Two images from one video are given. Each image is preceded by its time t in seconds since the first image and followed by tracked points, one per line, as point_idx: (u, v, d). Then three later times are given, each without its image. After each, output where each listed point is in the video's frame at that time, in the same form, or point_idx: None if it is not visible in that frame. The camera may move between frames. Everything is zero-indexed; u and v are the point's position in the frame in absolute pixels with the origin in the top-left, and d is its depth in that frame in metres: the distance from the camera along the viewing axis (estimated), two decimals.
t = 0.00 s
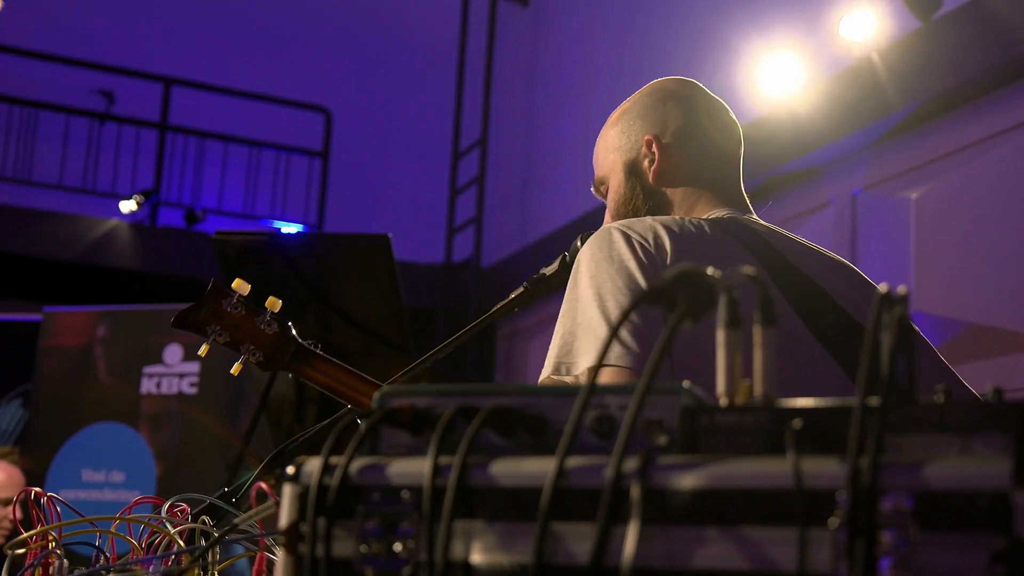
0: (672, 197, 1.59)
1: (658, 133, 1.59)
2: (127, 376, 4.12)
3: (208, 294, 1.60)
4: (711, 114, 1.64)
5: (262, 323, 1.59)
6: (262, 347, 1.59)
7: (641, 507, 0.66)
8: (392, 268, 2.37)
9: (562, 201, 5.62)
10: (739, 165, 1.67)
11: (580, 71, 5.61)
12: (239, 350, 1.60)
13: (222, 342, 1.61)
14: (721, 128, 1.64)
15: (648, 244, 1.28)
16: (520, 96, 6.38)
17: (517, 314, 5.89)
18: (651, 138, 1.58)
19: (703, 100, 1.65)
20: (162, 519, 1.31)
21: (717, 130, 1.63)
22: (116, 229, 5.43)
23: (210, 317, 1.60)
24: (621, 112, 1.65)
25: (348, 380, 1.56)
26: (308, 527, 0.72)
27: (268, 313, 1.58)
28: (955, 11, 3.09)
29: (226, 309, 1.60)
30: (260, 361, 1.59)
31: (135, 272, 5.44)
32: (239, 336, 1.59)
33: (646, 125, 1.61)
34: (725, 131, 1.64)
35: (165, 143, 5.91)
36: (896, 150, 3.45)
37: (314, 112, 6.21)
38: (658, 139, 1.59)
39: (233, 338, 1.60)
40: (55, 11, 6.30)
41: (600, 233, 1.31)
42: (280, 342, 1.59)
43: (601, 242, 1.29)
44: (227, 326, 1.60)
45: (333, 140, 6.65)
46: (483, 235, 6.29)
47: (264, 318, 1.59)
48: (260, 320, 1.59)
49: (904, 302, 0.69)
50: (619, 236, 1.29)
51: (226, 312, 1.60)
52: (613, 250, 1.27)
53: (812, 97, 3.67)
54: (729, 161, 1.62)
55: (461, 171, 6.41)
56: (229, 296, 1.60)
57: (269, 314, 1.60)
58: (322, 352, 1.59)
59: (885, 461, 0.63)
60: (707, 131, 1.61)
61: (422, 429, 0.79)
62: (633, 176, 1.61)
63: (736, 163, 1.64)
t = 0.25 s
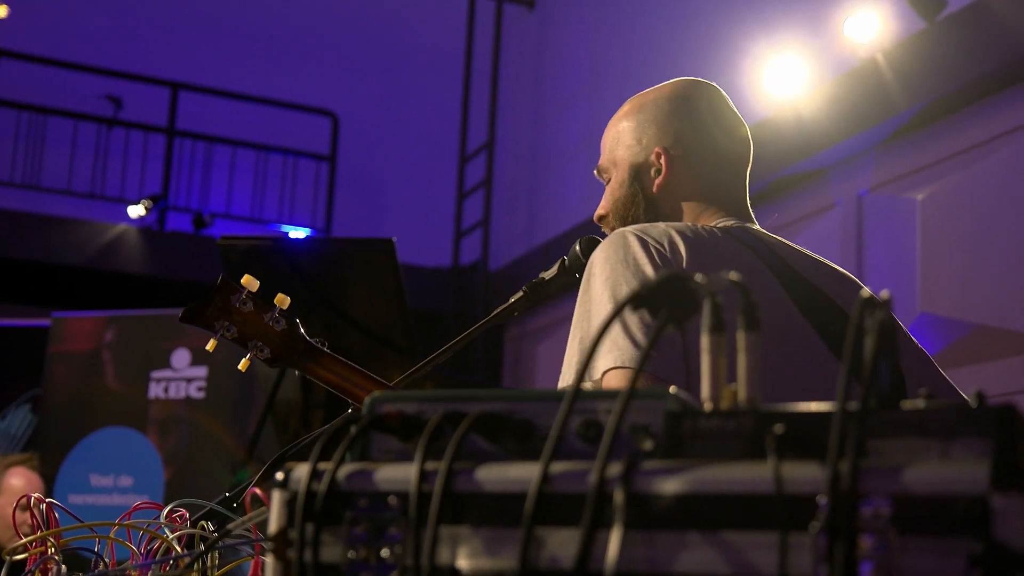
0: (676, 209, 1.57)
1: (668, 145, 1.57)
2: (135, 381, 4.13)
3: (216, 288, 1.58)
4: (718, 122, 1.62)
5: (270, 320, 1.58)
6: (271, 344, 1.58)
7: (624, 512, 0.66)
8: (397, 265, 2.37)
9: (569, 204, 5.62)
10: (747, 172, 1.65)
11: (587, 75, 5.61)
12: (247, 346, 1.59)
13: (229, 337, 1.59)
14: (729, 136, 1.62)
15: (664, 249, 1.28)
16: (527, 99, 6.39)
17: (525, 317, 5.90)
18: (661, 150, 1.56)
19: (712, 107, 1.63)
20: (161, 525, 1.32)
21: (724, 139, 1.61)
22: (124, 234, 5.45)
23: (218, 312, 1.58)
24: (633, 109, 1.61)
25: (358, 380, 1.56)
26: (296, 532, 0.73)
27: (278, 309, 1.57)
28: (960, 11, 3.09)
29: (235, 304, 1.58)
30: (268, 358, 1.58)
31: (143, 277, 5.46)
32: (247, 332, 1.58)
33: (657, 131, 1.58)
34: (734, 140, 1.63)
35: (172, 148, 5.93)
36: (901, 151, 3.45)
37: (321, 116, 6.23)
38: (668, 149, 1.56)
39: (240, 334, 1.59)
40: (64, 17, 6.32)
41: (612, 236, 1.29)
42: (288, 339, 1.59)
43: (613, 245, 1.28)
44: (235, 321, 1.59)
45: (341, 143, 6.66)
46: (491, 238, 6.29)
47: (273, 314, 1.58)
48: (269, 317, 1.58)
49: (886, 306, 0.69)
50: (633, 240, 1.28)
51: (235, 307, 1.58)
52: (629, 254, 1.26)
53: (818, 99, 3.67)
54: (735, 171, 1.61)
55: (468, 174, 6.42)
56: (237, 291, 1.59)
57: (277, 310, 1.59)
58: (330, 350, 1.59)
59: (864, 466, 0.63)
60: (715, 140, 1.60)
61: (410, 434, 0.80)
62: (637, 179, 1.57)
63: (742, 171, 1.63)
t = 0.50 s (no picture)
0: (685, 216, 1.56)
1: (679, 152, 1.56)
2: (146, 382, 4.15)
3: (219, 302, 1.56)
4: (726, 127, 1.62)
5: (273, 332, 1.57)
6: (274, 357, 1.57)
7: (614, 512, 0.67)
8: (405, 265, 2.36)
9: (579, 204, 5.61)
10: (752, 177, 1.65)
11: (597, 75, 5.61)
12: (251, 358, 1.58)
13: (233, 350, 1.58)
14: (737, 140, 1.62)
15: (676, 257, 1.28)
16: (537, 99, 6.39)
17: (535, 317, 5.90)
18: (671, 157, 1.56)
19: (721, 111, 1.63)
20: (165, 525, 1.32)
21: (731, 143, 1.61)
22: (136, 235, 5.46)
23: (221, 325, 1.57)
24: (641, 112, 1.61)
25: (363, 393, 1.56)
26: (290, 533, 0.73)
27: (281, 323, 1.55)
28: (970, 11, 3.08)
29: (238, 318, 1.57)
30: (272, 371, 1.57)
31: (155, 278, 5.48)
32: (250, 345, 1.57)
33: (666, 137, 1.58)
34: (741, 145, 1.62)
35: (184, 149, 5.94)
36: (912, 151, 3.44)
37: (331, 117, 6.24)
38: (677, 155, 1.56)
39: (244, 347, 1.58)
40: (76, 19, 6.35)
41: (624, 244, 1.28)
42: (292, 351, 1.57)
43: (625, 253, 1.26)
44: (238, 334, 1.57)
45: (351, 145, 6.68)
46: (501, 238, 6.29)
47: (276, 326, 1.57)
48: (272, 329, 1.57)
49: (877, 306, 0.69)
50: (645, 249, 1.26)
51: (237, 321, 1.57)
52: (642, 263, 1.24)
53: (829, 98, 3.66)
54: (743, 176, 1.61)
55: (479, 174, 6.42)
56: (240, 304, 1.57)
57: (280, 322, 1.57)
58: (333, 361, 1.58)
59: (852, 465, 0.63)
60: (724, 146, 1.59)
61: (405, 436, 0.80)
62: (644, 185, 1.58)
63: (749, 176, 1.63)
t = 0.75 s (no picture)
0: (672, 215, 1.56)
1: (666, 150, 1.56)
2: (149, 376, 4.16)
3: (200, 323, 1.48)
4: (714, 124, 1.62)
5: (258, 351, 1.50)
6: (262, 376, 1.51)
7: (596, 499, 0.67)
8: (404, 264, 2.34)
9: (582, 194, 5.62)
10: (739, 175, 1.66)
11: (598, 65, 5.62)
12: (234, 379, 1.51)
13: (216, 372, 1.50)
14: (725, 137, 1.62)
15: (666, 250, 1.28)
16: (539, 91, 6.39)
17: (539, 307, 5.90)
18: (658, 156, 1.56)
19: (709, 109, 1.63)
20: (160, 518, 1.32)
21: (720, 139, 1.61)
22: (139, 229, 5.47)
23: (203, 346, 1.49)
24: (629, 109, 1.62)
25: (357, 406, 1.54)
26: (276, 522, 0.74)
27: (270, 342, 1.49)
28: None
29: (222, 339, 1.49)
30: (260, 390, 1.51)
31: (159, 271, 5.49)
32: (236, 365, 1.50)
33: (653, 135, 1.58)
34: (729, 142, 1.63)
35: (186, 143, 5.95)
36: (913, 139, 3.44)
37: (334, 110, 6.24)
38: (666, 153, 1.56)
39: (227, 368, 1.50)
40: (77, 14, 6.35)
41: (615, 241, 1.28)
42: (279, 369, 1.52)
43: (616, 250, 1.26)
44: (221, 355, 1.49)
45: (353, 138, 6.69)
46: (504, 230, 6.30)
47: (260, 345, 1.51)
48: (256, 348, 1.50)
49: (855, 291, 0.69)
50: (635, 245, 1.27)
51: (221, 341, 1.49)
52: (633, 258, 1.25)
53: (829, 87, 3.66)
54: (730, 173, 1.61)
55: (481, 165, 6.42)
56: (222, 323, 1.49)
57: (264, 340, 1.51)
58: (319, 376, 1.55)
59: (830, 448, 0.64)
60: (712, 143, 1.60)
61: (390, 425, 0.80)
62: (633, 182, 1.58)
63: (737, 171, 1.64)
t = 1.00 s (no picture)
0: (679, 197, 1.56)
1: (673, 134, 1.56)
2: (164, 366, 4.17)
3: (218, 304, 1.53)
4: (722, 104, 1.62)
5: (273, 332, 1.54)
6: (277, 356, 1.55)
7: (594, 484, 0.67)
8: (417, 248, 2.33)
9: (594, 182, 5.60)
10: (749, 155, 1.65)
11: (610, 52, 5.60)
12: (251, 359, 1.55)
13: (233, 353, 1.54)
14: (733, 118, 1.62)
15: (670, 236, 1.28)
16: (551, 78, 6.38)
17: (552, 296, 5.90)
18: (665, 139, 1.56)
19: (718, 90, 1.62)
20: (169, 507, 1.33)
21: (729, 120, 1.61)
22: (153, 220, 5.49)
23: (219, 327, 1.53)
24: (635, 93, 1.61)
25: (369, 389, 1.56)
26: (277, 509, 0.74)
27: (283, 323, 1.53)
28: None
29: (237, 319, 1.53)
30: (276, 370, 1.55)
31: (172, 261, 5.50)
32: (252, 345, 1.54)
33: (660, 119, 1.58)
34: (737, 123, 1.62)
35: (200, 133, 5.96)
36: (927, 124, 3.42)
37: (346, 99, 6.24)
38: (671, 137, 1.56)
39: (244, 349, 1.54)
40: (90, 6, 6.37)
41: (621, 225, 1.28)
42: (294, 349, 1.55)
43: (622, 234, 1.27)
44: (238, 336, 1.54)
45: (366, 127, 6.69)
46: (518, 218, 6.29)
47: (276, 326, 1.54)
48: (272, 329, 1.54)
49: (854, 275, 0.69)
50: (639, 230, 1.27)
51: (237, 322, 1.53)
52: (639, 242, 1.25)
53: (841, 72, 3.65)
54: (738, 154, 1.61)
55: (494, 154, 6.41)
56: (239, 305, 1.53)
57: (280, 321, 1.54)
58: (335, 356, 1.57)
59: (827, 433, 0.64)
60: (720, 125, 1.59)
61: (392, 412, 0.80)
62: (640, 167, 1.58)
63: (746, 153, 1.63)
